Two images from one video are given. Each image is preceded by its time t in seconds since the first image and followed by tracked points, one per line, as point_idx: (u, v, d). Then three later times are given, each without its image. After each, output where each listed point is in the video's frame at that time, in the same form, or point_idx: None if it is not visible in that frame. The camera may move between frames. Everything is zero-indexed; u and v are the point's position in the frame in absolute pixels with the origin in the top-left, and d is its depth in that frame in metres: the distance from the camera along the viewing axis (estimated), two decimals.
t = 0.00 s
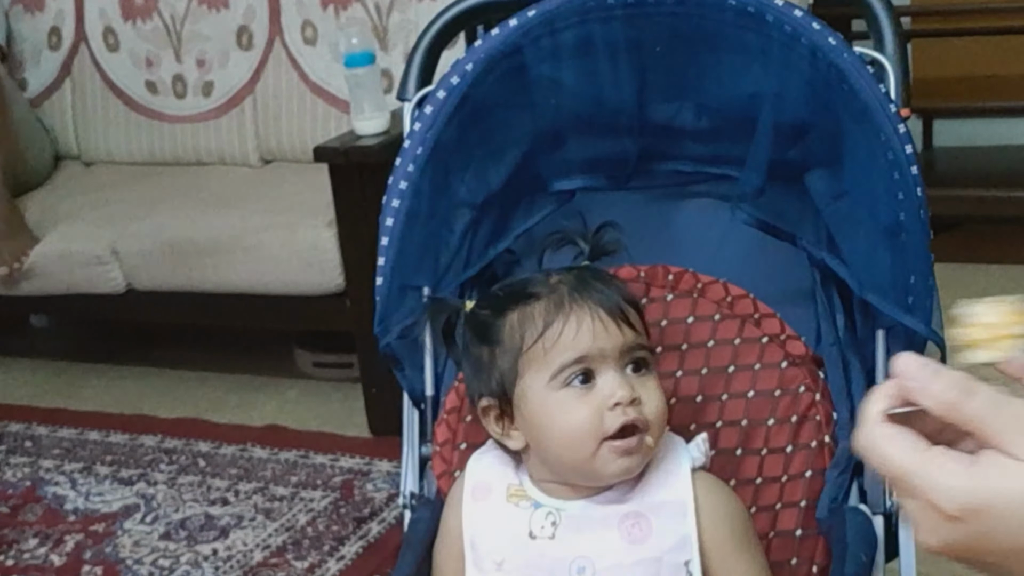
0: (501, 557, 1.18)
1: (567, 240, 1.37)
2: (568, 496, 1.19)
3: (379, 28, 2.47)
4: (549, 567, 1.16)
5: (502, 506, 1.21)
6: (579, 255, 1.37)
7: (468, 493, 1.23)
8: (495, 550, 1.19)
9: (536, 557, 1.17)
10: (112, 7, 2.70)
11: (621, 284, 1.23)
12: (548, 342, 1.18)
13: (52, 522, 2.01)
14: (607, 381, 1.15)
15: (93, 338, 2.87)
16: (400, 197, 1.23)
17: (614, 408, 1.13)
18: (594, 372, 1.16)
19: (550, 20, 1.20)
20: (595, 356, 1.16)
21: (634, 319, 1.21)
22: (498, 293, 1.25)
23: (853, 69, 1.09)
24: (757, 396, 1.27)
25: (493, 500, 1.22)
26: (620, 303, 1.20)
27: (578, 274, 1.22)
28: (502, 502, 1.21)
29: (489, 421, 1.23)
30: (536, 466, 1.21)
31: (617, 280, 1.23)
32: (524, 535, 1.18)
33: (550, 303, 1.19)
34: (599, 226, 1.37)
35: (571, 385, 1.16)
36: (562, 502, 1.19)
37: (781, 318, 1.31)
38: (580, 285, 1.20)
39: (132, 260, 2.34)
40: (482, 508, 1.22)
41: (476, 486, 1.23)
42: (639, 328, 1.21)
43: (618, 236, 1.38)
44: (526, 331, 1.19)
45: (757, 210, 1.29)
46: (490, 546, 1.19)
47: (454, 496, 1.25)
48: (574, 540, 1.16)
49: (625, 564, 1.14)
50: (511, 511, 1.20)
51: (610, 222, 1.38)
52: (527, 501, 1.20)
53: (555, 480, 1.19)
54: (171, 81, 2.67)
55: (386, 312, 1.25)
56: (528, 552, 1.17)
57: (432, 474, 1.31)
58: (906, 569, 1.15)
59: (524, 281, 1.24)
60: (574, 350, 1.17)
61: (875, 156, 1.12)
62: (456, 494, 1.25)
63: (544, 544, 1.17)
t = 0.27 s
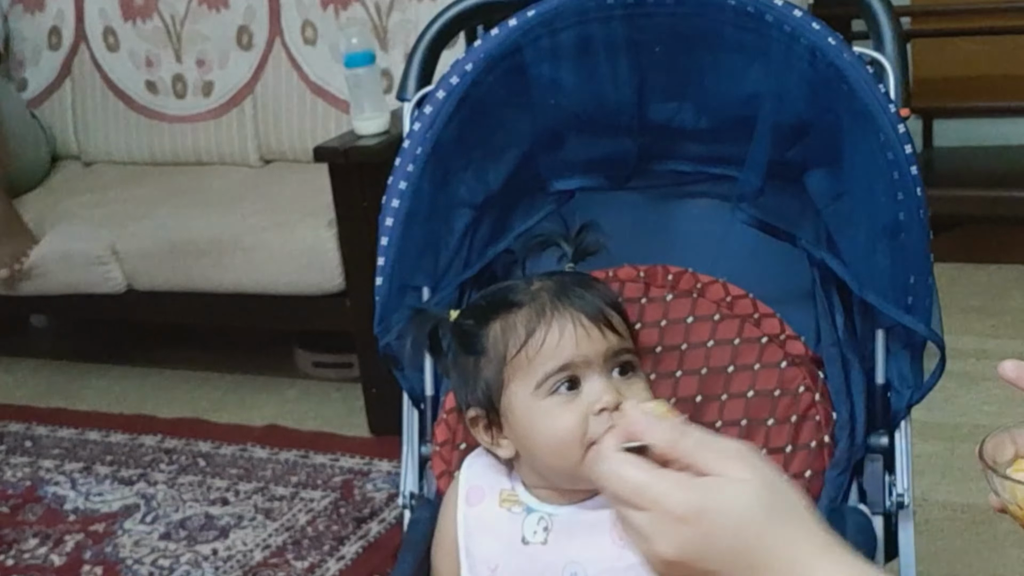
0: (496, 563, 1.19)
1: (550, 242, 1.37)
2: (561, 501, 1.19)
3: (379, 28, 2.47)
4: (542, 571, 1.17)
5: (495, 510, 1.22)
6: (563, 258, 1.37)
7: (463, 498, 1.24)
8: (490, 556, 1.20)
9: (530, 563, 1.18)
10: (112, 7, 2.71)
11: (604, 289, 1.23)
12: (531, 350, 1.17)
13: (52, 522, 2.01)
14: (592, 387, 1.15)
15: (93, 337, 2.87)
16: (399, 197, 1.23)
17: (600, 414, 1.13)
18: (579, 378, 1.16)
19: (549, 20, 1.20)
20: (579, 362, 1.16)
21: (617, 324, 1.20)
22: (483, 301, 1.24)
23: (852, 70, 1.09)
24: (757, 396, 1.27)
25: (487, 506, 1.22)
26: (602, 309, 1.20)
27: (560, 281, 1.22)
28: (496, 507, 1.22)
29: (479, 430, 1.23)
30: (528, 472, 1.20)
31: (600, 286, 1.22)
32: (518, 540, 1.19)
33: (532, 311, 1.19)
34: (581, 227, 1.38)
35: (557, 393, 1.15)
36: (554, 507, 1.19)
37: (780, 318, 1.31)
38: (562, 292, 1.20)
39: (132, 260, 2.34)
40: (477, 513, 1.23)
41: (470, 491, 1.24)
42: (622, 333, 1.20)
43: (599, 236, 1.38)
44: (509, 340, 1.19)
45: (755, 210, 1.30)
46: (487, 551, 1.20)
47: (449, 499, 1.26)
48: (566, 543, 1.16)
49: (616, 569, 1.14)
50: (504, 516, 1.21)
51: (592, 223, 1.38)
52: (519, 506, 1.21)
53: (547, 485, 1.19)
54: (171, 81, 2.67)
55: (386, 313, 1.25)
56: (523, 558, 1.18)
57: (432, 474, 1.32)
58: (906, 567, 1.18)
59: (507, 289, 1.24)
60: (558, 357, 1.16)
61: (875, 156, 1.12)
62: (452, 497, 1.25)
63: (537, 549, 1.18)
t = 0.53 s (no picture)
0: (497, 558, 1.19)
1: (552, 242, 1.37)
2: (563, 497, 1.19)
3: (379, 29, 2.47)
4: (543, 566, 1.16)
5: (498, 506, 1.22)
6: (568, 257, 1.37)
7: (465, 495, 1.24)
8: (491, 551, 1.20)
9: (531, 559, 1.17)
10: (112, 7, 2.70)
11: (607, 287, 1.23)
12: (534, 346, 1.17)
13: (52, 522, 2.01)
14: (595, 382, 1.15)
15: (93, 338, 2.87)
16: (400, 197, 1.23)
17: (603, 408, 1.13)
18: (582, 374, 1.16)
19: (549, 21, 1.20)
20: (582, 358, 1.16)
21: (621, 321, 1.20)
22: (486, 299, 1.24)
23: (853, 70, 1.09)
24: (757, 396, 1.27)
25: (488, 502, 1.22)
26: (605, 306, 1.19)
27: (563, 278, 1.22)
28: (497, 503, 1.22)
29: (481, 426, 1.23)
30: (530, 468, 1.20)
31: (603, 283, 1.22)
32: (519, 536, 1.19)
33: (535, 307, 1.19)
34: (585, 226, 1.37)
35: (560, 389, 1.16)
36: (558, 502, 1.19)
37: (780, 318, 1.31)
38: (564, 289, 1.20)
39: (132, 260, 2.34)
40: (478, 509, 1.22)
41: (472, 488, 1.24)
42: (625, 329, 1.20)
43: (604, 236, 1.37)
44: (512, 336, 1.19)
45: (756, 210, 1.30)
46: (488, 547, 1.20)
47: (451, 498, 1.26)
48: (567, 540, 1.16)
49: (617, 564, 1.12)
50: (506, 512, 1.21)
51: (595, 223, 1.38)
52: (521, 502, 1.21)
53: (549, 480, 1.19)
54: (171, 81, 2.67)
55: (386, 312, 1.25)
56: (523, 553, 1.18)
57: (432, 474, 1.32)
58: (907, 567, 1.18)
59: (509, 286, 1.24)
60: (561, 353, 1.16)
61: (875, 156, 1.12)
62: (454, 495, 1.26)
63: (539, 544, 1.17)
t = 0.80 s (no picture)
0: (498, 552, 1.19)
1: (552, 242, 1.37)
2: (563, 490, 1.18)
3: (379, 28, 2.47)
4: (543, 559, 1.16)
5: (499, 500, 1.22)
6: (567, 256, 1.37)
7: (465, 490, 1.24)
8: (492, 545, 1.20)
9: (532, 552, 1.17)
10: (112, 6, 2.70)
11: (606, 283, 1.23)
12: (532, 341, 1.17)
13: (52, 522, 2.01)
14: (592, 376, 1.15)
15: (93, 338, 2.87)
16: (400, 197, 1.23)
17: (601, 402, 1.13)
18: (580, 369, 1.16)
19: (549, 20, 1.20)
20: (580, 353, 1.16)
21: (619, 317, 1.20)
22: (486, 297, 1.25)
23: (853, 70, 1.09)
24: (757, 395, 1.27)
25: (489, 496, 1.22)
26: (602, 302, 1.20)
27: (561, 274, 1.22)
28: (497, 498, 1.22)
29: (481, 422, 1.23)
30: (530, 464, 1.21)
31: (601, 280, 1.23)
32: (520, 528, 1.19)
33: (532, 303, 1.19)
34: (583, 226, 1.37)
35: (558, 383, 1.16)
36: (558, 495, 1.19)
37: (780, 318, 1.31)
38: (562, 285, 1.20)
39: (132, 260, 2.34)
40: (479, 503, 1.22)
41: (473, 483, 1.24)
42: (623, 324, 1.20)
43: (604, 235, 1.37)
44: (510, 332, 1.19)
45: (755, 209, 1.30)
46: (489, 541, 1.20)
47: (451, 496, 1.26)
48: (567, 532, 1.15)
49: (617, 556, 1.12)
50: (507, 505, 1.21)
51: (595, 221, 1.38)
52: (522, 495, 1.21)
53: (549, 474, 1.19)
54: (171, 81, 2.67)
55: (386, 312, 1.25)
56: (524, 546, 1.18)
57: (432, 474, 1.32)
58: (906, 567, 1.18)
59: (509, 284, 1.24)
60: (558, 348, 1.16)
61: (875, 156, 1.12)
62: (455, 492, 1.26)
63: (540, 536, 1.17)
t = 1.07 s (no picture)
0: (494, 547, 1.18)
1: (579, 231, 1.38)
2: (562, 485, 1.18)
3: (379, 29, 2.47)
4: (538, 551, 1.14)
5: (501, 492, 1.21)
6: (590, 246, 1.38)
7: (470, 481, 1.23)
8: (491, 536, 1.18)
9: (528, 543, 1.15)
10: (112, 7, 2.70)
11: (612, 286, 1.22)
12: (524, 343, 1.18)
13: (52, 522, 2.01)
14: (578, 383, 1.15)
15: (93, 338, 2.87)
16: (399, 197, 1.22)
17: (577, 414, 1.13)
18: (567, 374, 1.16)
19: (549, 20, 1.20)
20: (566, 360, 1.16)
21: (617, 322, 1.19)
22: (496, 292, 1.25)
23: (853, 70, 1.09)
24: (757, 395, 1.27)
25: (492, 487, 1.21)
26: (596, 308, 1.18)
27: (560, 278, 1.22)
28: (499, 491, 1.21)
29: (480, 410, 1.27)
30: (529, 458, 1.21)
31: (601, 283, 1.21)
32: (518, 520, 1.17)
33: (528, 304, 1.20)
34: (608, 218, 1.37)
35: (543, 388, 1.16)
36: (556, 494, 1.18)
37: (780, 318, 1.31)
38: (556, 289, 1.20)
39: (132, 260, 2.34)
40: (481, 495, 1.22)
41: (477, 475, 1.23)
42: (623, 331, 1.19)
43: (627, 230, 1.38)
44: (505, 331, 1.21)
45: (755, 210, 1.30)
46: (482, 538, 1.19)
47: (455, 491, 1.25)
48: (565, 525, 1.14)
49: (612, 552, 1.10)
50: (508, 498, 1.20)
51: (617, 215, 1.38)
52: (524, 488, 1.20)
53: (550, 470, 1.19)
54: (171, 81, 2.67)
55: (386, 312, 1.25)
56: (520, 538, 1.16)
57: (431, 474, 1.32)
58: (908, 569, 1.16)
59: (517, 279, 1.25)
60: (545, 353, 1.17)
61: (875, 156, 1.12)
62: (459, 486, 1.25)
63: (537, 529, 1.16)
